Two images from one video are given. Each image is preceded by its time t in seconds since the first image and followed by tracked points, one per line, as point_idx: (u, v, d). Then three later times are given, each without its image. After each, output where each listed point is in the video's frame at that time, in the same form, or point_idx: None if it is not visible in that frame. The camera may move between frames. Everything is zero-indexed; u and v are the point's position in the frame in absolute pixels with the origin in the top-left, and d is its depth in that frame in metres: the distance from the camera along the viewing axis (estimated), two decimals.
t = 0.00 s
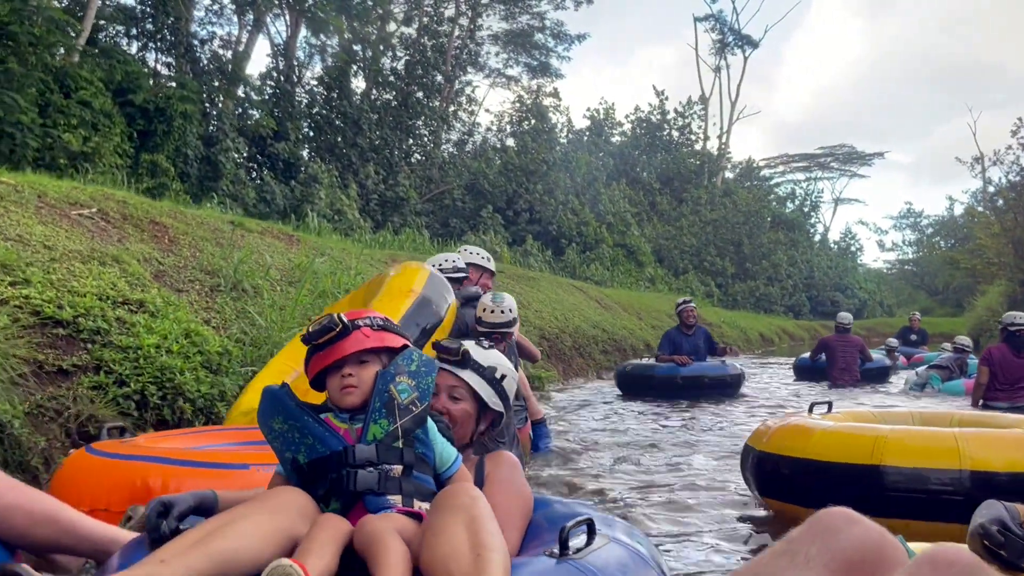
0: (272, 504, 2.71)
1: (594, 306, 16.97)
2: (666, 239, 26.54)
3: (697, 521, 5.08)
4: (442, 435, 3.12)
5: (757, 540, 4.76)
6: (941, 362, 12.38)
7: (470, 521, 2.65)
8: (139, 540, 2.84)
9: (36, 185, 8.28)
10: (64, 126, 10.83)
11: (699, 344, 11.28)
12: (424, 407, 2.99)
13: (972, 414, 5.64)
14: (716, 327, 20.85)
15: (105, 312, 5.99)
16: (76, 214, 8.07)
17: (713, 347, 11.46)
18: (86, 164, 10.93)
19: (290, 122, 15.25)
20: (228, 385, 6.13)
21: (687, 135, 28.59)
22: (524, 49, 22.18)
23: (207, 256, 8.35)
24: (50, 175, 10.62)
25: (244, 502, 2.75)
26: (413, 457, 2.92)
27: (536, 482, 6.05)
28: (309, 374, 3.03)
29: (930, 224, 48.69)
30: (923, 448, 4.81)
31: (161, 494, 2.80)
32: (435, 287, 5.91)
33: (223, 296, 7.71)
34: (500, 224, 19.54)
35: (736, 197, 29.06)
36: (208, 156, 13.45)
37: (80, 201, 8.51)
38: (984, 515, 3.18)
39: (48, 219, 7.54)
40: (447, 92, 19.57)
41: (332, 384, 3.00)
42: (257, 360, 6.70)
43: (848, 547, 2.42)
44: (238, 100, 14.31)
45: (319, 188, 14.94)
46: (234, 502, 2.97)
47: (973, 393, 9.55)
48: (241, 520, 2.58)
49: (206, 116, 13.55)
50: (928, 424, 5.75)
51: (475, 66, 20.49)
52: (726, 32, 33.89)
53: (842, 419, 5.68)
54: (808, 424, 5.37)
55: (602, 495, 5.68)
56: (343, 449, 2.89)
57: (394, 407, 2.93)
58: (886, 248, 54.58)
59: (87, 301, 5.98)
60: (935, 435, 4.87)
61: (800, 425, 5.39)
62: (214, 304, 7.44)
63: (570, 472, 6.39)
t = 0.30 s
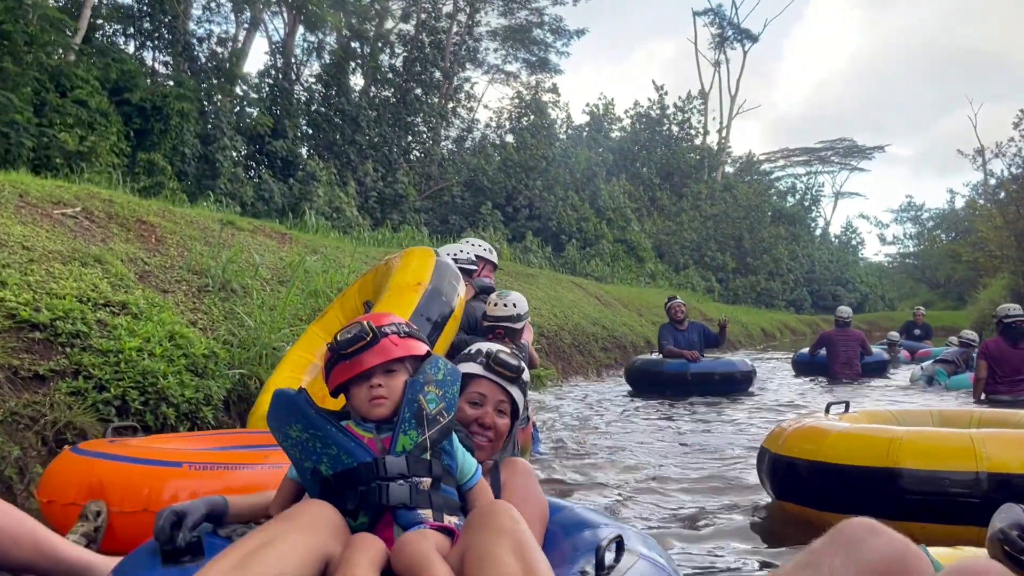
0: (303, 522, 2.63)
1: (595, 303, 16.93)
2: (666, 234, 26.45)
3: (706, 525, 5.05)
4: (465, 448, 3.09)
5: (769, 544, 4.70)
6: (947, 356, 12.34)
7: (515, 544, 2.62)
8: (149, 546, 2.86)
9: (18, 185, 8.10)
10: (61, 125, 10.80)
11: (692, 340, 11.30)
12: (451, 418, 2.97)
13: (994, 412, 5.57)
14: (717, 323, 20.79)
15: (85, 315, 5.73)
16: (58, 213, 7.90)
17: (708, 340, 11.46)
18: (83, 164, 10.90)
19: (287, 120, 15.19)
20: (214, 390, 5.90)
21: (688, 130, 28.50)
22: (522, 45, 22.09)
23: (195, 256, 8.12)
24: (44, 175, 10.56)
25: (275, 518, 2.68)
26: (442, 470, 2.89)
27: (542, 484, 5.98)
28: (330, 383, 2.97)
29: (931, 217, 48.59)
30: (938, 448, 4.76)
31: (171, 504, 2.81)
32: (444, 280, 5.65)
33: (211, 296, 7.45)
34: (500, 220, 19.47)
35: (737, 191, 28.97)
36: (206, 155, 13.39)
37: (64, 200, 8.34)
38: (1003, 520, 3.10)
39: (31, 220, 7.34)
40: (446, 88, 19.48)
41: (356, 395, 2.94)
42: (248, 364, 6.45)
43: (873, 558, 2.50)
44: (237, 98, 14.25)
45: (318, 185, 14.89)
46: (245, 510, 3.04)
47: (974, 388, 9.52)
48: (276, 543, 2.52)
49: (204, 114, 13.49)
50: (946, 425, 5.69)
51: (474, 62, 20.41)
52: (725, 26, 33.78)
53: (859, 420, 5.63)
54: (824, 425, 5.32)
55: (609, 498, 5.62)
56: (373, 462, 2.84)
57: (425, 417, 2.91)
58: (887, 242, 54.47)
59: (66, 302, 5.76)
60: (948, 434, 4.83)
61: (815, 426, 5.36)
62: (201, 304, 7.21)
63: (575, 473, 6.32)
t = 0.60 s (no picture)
0: (322, 528, 2.52)
1: (591, 297, 16.89)
2: (661, 227, 26.36)
3: (711, 520, 4.99)
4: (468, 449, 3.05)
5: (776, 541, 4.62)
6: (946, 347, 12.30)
7: (540, 544, 2.57)
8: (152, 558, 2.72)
9: None
10: (52, 123, 10.71)
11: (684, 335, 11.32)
12: (460, 419, 2.95)
13: (1001, 405, 5.54)
14: (714, 316, 20.76)
15: (57, 315, 5.63)
16: (32, 211, 7.55)
17: (699, 333, 11.47)
18: (74, 162, 10.81)
19: (280, 117, 15.09)
20: (194, 390, 5.71)
21: (683, 123, 28.43)
22: (516, 39, 22.00)
23: (176, 254, 7.89)
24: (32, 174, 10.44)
25: (290, 526, 2.55)
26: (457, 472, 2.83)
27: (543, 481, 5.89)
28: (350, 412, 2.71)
29: (926, 208, 48.68)
30: (946, 441, 4.71)
31: (174, 517, 2.67)
32: (436, 255, 5.15)
33: (191, 294, 7.23)
34: (495, 215, 19.40)
35: (732, 184, 28.93)
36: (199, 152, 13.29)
37: (38, 197, 7.95)
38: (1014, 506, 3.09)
39: (1, 218, 7.03)
40: (439, 83, 19.39)
41: (384, 419, 2.76)
42: (230, 362, 6.20)
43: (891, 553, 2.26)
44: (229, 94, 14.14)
45: (311, 182, 14.82)
46: (246, 519, 2.95)
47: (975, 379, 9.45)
48: (304, 553, 2.40)
49: (196, 111, 13.40)
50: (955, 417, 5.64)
51: (468, 56, 20.32)
52: (720, 18, 33.69)
53: (869, 413, 5.57)
54: (829, 417, 5.26)
55: (611, 495, 5.53)
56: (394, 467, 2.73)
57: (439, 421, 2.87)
58: (882, 233, 54.45)
59: (36, 302, 5.63)
60: (953, 428, 4.78)
61: (819, 418, 5.31)
62: (181, 302, 6.98)
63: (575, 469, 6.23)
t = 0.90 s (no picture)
0: (296, 529, 2.44)
1: (572, 286, 16.85)
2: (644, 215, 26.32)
3: (692, 509, 4.95)
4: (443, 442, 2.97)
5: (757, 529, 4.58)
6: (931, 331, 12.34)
7: (524, 536, 2.50)
8: (126, 566, 2.66)
9: None
10: (24, 112, 10.54)
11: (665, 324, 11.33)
12: (432, 411, 2.87)
13: (989, 390, 5.54)
14: (696, 304, 20.78)
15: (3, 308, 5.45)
16: None
17: (680, 323, 11.48)
18: (46, 153, 10.62)
19: (257, 106, 14.92)
20: (150, 385, 5.57)
21: (664, 110, 28.38)
22: (496, 26, 21.86)
23: (137, 243, 7.70)
24: None
25: (263, 527, 2.48)
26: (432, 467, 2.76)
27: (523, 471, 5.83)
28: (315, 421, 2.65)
29: (907, 194, 48.98)
30: (928, 426, 4.69)
31: (146, 517, 2.59)
32: (443, 250, 4.96)
33: (150, 284, 7.06)
34: (476, 204, 19.29)
35: (714, 171, 28.95)
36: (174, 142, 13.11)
37: None
38: (1005, 494, 3.06)
39: None
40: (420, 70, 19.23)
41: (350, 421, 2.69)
42: (191, 356, 6.05)
43: (890, 540, 2.21)
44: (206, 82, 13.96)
45: (290, 171, 14.68)
46: (218, 518, 2.90)
47: (959, 365, 9.43)
48: (277, 551, 2.32)
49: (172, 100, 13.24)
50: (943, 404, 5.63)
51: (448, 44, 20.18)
52: (701, 5, 33.63)
53: (857, 400, 5.56)
54: (815, 405, 5.23)
55: (591, 484, 5.48)
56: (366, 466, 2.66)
57: (412, 415, 2.79)
58: (864, 219, 54.71)
59: None
60: (936, 413, 4.76)
61: (805, 406, 5.29)
62: (139, 293, 6.83)
63: (555, 458, 6.17)
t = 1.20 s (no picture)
0: (261, 529, 2.37)
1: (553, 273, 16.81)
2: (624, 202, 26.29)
3: (672, 493, 4.93)
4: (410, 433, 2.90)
5: (734, 514, 4.55)
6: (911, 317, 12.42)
7: (498, 530, 2.45)
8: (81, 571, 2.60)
9: None
10: None
11: (644, 313, 11.38)
12: (397, 401, 2.80)
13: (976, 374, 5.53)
14: (676, 290, 20.81)
15: None
16: None
17: (661, 312, 11.49)
18: (13, 142, 10.42)
19: (232, 93, 14.73)
20: (102, 380, 5.09)
21: (643, 97, 28.32)
22: (474, 12, 21.70)
23: (91, 233, 7.45)
24: None
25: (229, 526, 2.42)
26: (398, 460, 2.71)
27: (498, 458, 5.75)
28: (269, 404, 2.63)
29: (885, 179, 49.24)
30: (910, 408, 4.67)
31: (103, 523, 2.58)
32: (469, 253, 4.83)
33: (102, 276, 6.82)
34: (455, 192, 19.18)
35: (694, 158, 28.95)
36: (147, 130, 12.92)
37: None
38: (993, 481, 3.02)
39: None
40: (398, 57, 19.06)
41: (304, 408, 2.64)
42: (147, 349, 5.77)
43: (889, 533, 2.20)
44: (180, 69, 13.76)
45: (265, 159, 14.52)
46: (180, 518, 2.80)
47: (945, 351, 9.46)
48: (241, 553, 2.26)
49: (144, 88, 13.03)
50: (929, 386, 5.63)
51: (426, 31, 20.01)
52: None
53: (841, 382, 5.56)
54: (796, 386, 5.20)
55: (567, 471, 5.41)
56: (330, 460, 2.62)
57: (375, 407, 2.72)
58: (842, 204, 54.99)
59: None
60: (918, 394, 4.74)
61: (788, 387, 5.25)
62: (92, 286, 6.60)
63: (530, 443, 6.08)
